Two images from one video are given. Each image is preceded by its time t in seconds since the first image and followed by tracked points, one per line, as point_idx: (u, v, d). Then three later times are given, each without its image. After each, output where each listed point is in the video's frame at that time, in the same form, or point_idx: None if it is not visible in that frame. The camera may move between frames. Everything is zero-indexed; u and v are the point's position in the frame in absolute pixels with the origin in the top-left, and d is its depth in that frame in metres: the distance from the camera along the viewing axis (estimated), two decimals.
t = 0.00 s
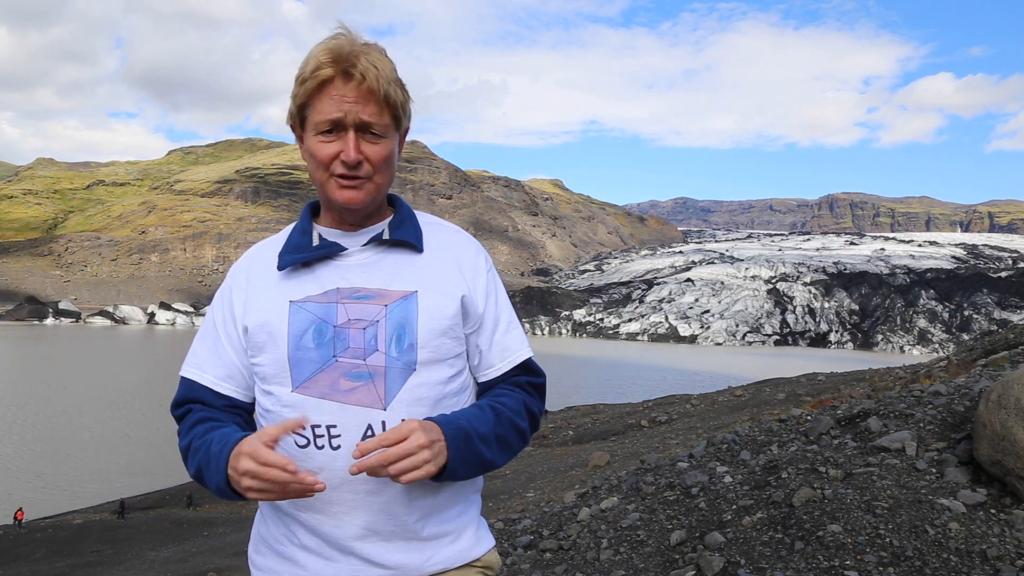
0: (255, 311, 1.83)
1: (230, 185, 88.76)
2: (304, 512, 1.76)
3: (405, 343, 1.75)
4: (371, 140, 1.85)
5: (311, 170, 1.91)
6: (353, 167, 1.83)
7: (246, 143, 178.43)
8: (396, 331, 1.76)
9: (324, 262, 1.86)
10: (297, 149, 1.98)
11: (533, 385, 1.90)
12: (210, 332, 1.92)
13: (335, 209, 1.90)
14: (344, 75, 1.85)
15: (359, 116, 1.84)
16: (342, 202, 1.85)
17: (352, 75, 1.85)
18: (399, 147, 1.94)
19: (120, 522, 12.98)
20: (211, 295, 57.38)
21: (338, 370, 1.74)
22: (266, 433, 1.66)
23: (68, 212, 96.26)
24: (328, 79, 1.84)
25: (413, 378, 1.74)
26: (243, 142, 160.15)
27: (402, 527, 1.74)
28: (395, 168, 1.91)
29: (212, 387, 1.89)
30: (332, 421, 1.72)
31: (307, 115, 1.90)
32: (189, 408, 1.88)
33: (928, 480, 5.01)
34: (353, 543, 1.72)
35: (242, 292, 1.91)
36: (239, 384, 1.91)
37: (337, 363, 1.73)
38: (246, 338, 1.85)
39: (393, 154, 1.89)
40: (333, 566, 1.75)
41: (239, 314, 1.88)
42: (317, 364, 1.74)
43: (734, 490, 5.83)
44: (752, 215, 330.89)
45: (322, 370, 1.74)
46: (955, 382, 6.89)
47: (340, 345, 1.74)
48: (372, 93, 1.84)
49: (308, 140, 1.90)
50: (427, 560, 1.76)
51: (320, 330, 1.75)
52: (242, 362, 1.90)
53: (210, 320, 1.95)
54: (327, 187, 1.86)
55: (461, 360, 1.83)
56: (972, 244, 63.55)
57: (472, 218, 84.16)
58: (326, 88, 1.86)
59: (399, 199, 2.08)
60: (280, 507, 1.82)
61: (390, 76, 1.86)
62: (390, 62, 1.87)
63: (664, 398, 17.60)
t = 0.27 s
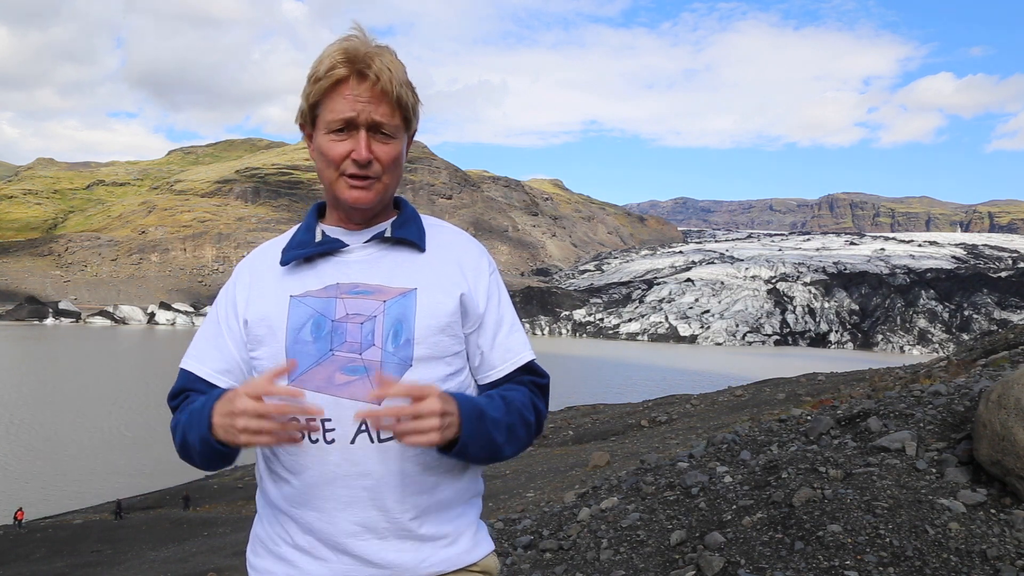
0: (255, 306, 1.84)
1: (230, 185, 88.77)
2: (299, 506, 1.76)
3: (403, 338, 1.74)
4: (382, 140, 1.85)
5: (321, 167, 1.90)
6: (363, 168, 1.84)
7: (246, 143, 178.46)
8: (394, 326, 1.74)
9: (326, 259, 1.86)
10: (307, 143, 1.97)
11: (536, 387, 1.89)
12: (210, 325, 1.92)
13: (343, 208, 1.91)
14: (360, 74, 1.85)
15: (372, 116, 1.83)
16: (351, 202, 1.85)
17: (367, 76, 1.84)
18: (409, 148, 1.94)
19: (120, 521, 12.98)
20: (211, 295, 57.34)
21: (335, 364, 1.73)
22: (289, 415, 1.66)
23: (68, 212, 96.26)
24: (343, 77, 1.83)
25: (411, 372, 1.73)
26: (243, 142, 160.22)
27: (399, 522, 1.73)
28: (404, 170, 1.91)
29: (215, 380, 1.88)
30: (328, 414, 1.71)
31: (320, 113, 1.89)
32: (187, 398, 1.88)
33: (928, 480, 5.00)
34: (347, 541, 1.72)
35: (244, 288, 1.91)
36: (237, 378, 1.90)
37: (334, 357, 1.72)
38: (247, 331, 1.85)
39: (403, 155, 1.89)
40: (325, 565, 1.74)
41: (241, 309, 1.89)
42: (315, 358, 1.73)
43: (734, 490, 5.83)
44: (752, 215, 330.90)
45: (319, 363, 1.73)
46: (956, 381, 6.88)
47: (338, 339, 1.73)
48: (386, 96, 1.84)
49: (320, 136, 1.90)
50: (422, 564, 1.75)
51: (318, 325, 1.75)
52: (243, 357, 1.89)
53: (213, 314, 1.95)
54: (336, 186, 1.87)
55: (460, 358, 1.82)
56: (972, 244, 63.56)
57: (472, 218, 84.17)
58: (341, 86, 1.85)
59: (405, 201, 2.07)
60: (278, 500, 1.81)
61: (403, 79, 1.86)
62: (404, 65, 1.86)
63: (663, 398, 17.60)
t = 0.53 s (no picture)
0: (260, 302, 1.84)
1: (230, 185, 88.78)
2: (303, 504, 1.76)
3: (407, 337, 1.75)
4: (393, 137, 1.85)
5: (330, 166, 1.91)
6: (373, 166, 1.84)
7: (246, 143, 178.51)
8: (398, 325, 1.75)
9: (331, 255, 1.86)
10: (316, 143, 1.98)
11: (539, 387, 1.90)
12: (214, 321, 1.92)
13: (352, 206, 1.91)
14: (369, 74, 1.85)
15: (383, 112, 1.84)
16: (361, 198, 1.85)
17: (378, 73, 1.85)
18: (418, 147, 1.95)
19: (120, 521, 12.99)
20: (211, 295, 57.36)
21: (340, 360, 1.74)
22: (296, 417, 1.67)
23: (68, 212, 96.26)
24: (352, 76, 1.84)
25: (414, 372, 1.74)
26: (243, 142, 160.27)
27: (402, 520, 1.73)
28: (413, 167, 1.91)
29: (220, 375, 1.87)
30: (333, 411, 1.72)
31: (330, 112, 1.89)
32: (192, 396, 1.87)
33: (928, 480, 5.00)
34: (350, 538, 1.72)
35: (249, 285, 1.91)
36: (242, 374, 1.90)
37: (339, 354, 1.74)
38: (251, 326, 1.85)
39: (413, 152, 1.89)
40: (329, 561, 1.74)
41: (246, 306, 1.88)
42: (318, 356, 1.75)
43: (734, 489, 5.83)
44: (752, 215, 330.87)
45: (324, 361, 1.74)
46: (955, 381, 6.89)
47: (343, 337, 1.74)
48: (396, 94, 1.84)
49: (329, 134, 1.90)
50: (424, 561, 1.75)
51: (324, 321, 1.75)
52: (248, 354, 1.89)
53: (218, 308, 1.95)
54: (347, 184, 1.87)
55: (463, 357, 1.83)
56: (972, 244, 63.56)
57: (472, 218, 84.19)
58: (351, 84, 1.86)
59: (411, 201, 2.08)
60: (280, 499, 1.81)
61: (412, 77, 1.87)
62: (412, 64, 1.87)
63: (663, 398, 17.61)
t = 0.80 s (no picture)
0: (263, 307, 1.84)
1: (230, 185, 88.77)
2: (306, 510, 1.76)
3: (411, 346, 1.75)
4: (392, 133, 1.85)
5: (331, 164, 1.90)
6: (374, 162, 1.83)
7: (246, 143, 178.48)
8: (403, 334, 1.75)
9: (335, 261, 1.86)
10: (316, 145, 1.98)
11: (539, 396, 1.89)
12: (219, 328, 1.91)
13: (354, 206, 1.90)
14: (364, 70, 1.86)
15: (380, 109, 1.83)
16: (363, 197, 1.85)
17: (373, 69, 1.85)
18: (418, 144, 1.94)
19: (120, 521, 12.99)
20: (211, 295, 57.32)
21: (344, 370, 1.74)
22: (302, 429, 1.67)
23: (68, 212, 96.24)
24: (349, 72, 1.84)
25: (418, 381, 1.75)
26: (243, 142, 160.32)
27: (405, 528, 1.73)
28: (414, 165, 1.91)
29: (224, 381, 1.87)
30: (336, 420, 1.72)
31: (328, 111, 1.89)
32: (196, 403, 1.86)
33: (928, 480, 5.01)
34: (352, 546, 1.72)
35: (253, 289, 1.91)
36: (247, 379, 1.89)
37: (343, 363, 1.74)
38: (255, 333, 1.85)
39: (413, 149, 1.88)
40: (333, 566, 1.74)
41: (249, 310, 1.88)
42: (323, 364, 1.75)
43: (734, 489, 5.83)
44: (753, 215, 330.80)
45: (327, 370, 1.74)
46: (955, 381, 6.89)
47: (348, 345, 1.74)
48: (393, 88, 1.84)
49: (328, 133, 1.90)
50: (426, 567, 1.75)
51: (328, 329, 1.75)
52: (252, 359, 1.88)
53: (221, 315, 1.94)
54: (347, 183, 1.86)
55: (467, 364, 1.83)
56: (972, 244, 63.55)
57: (472, 218, 84.17)
58: (347, 82, 1.86)
59: (414, 203, 2.08)
60: (283, 505, 1.81)
61: (409, 73, 1.87)
62: (410, 61, 1.87)
63: (663, 398, 17.60)
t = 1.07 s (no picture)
0: (262, 306, 1.84)
1: (230, 185, 88.80)
2: (307, 508, 1.76)
3: (410, 342, 1.74)
4: (380, 131, 1.85)
5: (323, 164, 1.91)
6: (363, 158, 1.83)
7: (245, 143, 178.46)
8: (401, 331, 1.75)
9: (333, 260, 1.86)
10: (310, 146, 1.98)
11: (536, 396, 1.87)
12: (220, 327, 1.92)
13: (349, 204, 1.90)
14: (350, 68, 1.87)
15: (367, 106, 1.84)
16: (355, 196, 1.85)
17: (359, 65, 1.85)
18: (410, 141, 1.94)
19: (120, 521, 12.99)
20: (211, 295, 57.29)
21: (342, 367, 1.74)
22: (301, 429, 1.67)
23: (68, 212, 96.22)
24: (335, 70, 1.85)
25: (417, 378, 1.74)
26: (243, 143, 160.36)
27: (404, 527, 1.73)
28: (406, 161, 1.91)
29: (225, 381, 1.87)
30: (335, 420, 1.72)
31: (319, 111, 1.90)
32: (197, 403, 1.86)
33: (928, 480, 5.00)
34: (352, 544, 1.72)
35: (252, 287, 1.91)
36: (248, 378, 1.89)
37: (341, 361, 1.74)
38: (254, 334, 1.85)
39: (404, 146, 1.88)
40: (334, 565, 1.74)
41: (248, 311, 1.89)
42: (321, 362, 1.75)
43: (734, 489, 5.83)
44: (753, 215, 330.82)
45: (325, 368, 1.74)
46: (955, 381, 6.89)
47: (345, 344, 1.74)
48: (380, 85, 1.84)
49: (319, 133, 1.90)
50: (426, 565, 1.75)
51: (326, 328, 1.75)
52: (252, 359, 1.88)
53: (220, 315, 1.95)
54: (338, 181, 1.86)
55: (466, 361, 1.82)
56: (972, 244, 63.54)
57: (472, 218, 84.18)
58: (334, 81, 1.87)
59: (411, 201, 2.08)
60: (285, 504, 1.81)
61: (396, 68, 1.86)
62: (396, 57, 1.88)
63: (663, 398, 17.60)
